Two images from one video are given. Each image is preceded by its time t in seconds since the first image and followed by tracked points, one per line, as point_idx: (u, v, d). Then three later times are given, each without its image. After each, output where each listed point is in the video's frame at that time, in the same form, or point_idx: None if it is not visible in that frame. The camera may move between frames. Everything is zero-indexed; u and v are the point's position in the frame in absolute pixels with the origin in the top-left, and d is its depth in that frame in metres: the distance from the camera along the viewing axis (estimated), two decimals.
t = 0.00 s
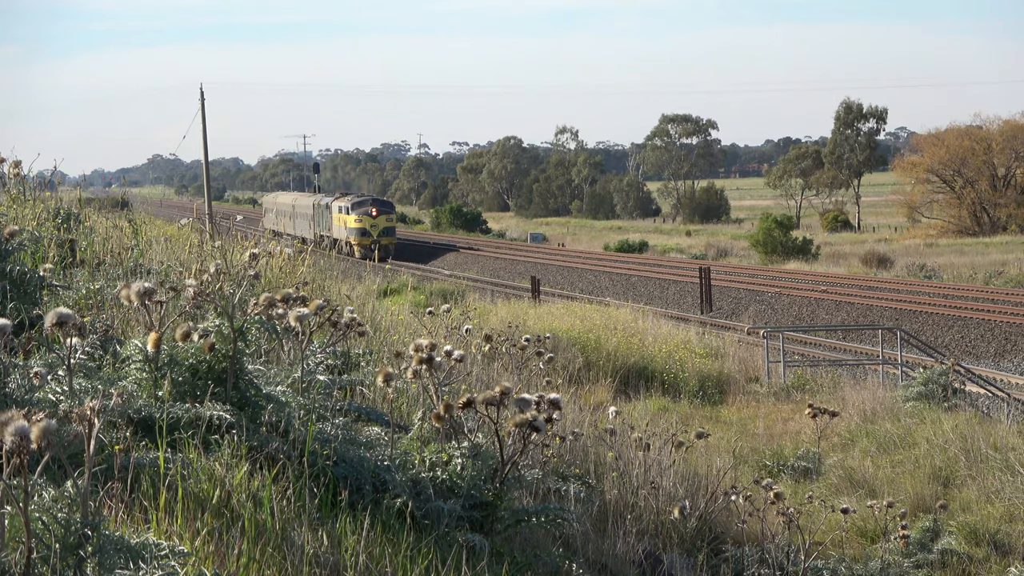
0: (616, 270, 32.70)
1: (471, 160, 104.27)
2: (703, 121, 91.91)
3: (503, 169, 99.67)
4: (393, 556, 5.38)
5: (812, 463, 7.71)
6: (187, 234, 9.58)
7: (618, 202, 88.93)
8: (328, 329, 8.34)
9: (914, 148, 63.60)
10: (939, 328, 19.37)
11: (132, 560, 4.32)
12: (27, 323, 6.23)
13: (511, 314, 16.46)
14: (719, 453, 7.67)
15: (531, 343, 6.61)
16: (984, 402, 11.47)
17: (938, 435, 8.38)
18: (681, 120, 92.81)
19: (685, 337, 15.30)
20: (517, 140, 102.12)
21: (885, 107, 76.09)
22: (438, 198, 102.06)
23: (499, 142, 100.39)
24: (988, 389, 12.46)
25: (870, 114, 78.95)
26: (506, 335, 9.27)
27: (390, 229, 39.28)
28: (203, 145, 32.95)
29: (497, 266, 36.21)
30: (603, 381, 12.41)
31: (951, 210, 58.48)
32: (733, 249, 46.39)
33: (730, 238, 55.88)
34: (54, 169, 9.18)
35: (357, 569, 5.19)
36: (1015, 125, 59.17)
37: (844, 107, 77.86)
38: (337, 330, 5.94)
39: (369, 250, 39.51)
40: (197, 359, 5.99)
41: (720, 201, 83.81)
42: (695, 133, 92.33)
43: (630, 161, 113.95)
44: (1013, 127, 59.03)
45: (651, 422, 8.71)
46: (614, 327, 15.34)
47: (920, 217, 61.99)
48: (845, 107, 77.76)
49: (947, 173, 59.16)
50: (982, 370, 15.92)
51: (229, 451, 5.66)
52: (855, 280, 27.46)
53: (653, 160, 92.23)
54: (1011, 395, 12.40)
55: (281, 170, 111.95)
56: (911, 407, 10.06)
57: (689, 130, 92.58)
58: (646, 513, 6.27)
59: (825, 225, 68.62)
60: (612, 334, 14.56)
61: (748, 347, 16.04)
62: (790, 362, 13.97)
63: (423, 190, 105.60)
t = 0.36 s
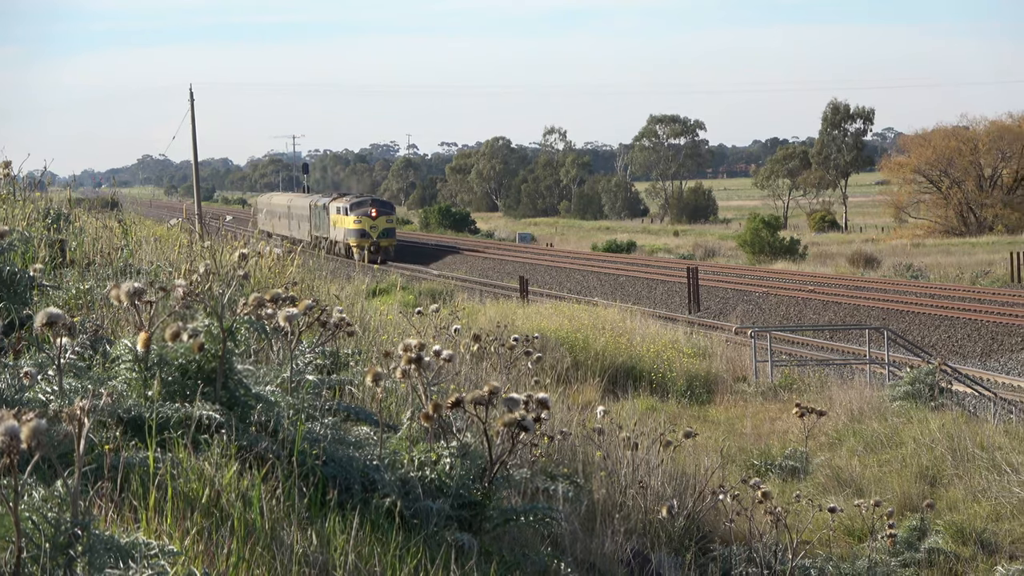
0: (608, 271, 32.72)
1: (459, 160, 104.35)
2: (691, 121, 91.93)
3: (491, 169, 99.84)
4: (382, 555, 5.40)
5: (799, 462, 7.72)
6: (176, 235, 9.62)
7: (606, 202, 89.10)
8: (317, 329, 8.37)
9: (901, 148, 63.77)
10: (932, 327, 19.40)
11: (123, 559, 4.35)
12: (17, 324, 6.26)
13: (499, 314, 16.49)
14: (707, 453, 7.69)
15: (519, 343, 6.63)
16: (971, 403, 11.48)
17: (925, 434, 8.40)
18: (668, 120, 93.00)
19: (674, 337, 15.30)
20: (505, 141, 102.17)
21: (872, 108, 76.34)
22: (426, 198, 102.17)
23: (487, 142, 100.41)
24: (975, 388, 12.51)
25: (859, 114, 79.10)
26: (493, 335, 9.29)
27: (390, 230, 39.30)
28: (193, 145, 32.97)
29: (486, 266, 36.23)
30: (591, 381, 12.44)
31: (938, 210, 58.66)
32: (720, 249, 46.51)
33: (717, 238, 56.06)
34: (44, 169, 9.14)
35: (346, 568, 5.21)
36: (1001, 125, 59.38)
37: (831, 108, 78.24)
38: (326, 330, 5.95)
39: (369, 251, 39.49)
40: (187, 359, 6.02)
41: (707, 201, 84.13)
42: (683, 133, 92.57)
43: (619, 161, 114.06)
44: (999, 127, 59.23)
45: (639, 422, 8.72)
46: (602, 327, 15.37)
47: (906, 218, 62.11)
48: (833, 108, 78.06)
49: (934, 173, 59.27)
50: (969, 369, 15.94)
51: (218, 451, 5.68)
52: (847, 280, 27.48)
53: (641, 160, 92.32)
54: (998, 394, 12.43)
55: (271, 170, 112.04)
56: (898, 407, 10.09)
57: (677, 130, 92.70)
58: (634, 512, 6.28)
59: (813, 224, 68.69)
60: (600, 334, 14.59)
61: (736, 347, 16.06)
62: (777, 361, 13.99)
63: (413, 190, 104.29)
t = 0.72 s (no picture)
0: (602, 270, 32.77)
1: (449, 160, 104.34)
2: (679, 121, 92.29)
3: (481, 170, 99.91)
4: (372, 553, 5.45)
5: (787, 460, 7.76)
6: (168, 235, 9.63)
7: (595, 203, 89.21)
8: (308, 328, 8.41)
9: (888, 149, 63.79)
10: (925, 325, 19.45)
11: (114, 557, 4.40)
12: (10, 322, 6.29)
13: (489, 314, 16.55)
14: (696, 451, 7.72)
15: (508, 342, 6.66)
16: (957, 402, 11.53)
17: (912, 433, 8.44)
18: (656, 121, 93.27)
19: (662, 337, 15.33)
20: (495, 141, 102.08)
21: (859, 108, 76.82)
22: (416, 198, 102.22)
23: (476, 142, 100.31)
24: (961, 387, 12.57)
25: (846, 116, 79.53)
26: (481, 334, 9.34)
27: (391, 231, 39.21)
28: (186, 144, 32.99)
29: (476, 265, 36.27)
30: (580, 380, 12.50)
31: (925, 211, 58.77)
32: (709, 249, 46.61)
33: (705, 238, 56.17)
34: (37, 168, 9.15)
35: (336, 566, 5.25)
36: (988, 126, 59.52)
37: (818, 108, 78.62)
38: (317, 329, 5.98)
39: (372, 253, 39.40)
40: (178, 358, 6.06)
41: (696, 202, 84.31)
42: (672, 134, 92.77)
43: (608, 161, 114.26)
44: (986, 128, 59.36)
45: (628, 421, 8.75)
46: (591, 326, 15.42)
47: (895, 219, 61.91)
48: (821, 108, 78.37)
49: (920, 174, 59.31)
50: (955, 369, 15.98)
51: (209, 449, 5.72)
52: (839, 280, 27.54)
53: (630, 160, 92.45)
54: (984, 394, 12.47)
55: (262, 170, 112.05)
56: (886, 406, 10.13)
57: (665, 130, 93.27)
58: (623, 510, 6.31)
59: (800, 225, 68.77)
60: (589, 333, 14.63)
61: (725, 347, 16.10)
62: (765, 360, 14.04)
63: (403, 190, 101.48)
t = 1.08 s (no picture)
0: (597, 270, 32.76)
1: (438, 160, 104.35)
2: (668, 121, 92.51)
3: (470, 170, 99.92)
4: (362, 553, 5.46)
5: (776, 460, 7.78)
6: (158, 234, 9.61)
7: (585, 203, 89.34)
8: (297, 328, 8.42)
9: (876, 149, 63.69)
10: (918, 325, 19.47)
11: (104, 557, 4.41)
12: None
13: (478, 313, 16.57)
14: (685, 451, 7.73)
15: (498, 342, 6.67)
16: (945, 401, 11.53)
17: (900, 432, 8.46)
18: (646, 121, 93.37)
19: (651, 337, 15.34)
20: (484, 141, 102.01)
21: (848, 109, 76.98)
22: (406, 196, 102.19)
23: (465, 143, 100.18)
24: (949, 387, 12.58)
25: (833, 117, 79.80)
26: (470, 333, 9.36)
27: (393, 232, 39.02)
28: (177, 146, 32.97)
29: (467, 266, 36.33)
30: (569, 379, 12.53)
31: (913, 211, 58.78)
32: (697, 248, 46.63)
33: (694, 238, 56.25)
34: (27, 169, 9.11)
35: (325, 566, 5.25)
36: (976, 126, 59.61)
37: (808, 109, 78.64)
38: (307, 329, 5.98)
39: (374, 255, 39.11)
40: (168, 358, 6.07)
41: (685, 202, 84.43)
42: (661, 134, 92.95)
43: (598, 162, 114.36)
44: (974, 128, 59.46)
45: (616, 421, 8.73)
46: (581, 326, 15.43)
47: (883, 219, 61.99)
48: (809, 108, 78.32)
49: (909, 174, 59.12)
50: (944, 369, 15.97)
51: (199, 449, 5.72)
52: (832, 280, 27.57)
53: (619, 161, 92.58)
54: (972, 393, 12.47)
55: (252, 171, 112.07)
56: (874, 405, 10.14)
57: (655, 130, 93.45)
58: (612, 510, 6.33)
59: (789, 225, 68.64)
60: (579, 333, 14.63)
61: (714, 347, 16.09)
62: (754, 360, 14.05)
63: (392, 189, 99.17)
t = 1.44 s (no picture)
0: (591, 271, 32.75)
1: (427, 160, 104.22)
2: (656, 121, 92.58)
3: (458, 170, 99.78)
4: (350, 553, 5.46)
5: (764, 460, 7.78)
6: (146, 234, 9.60)
7: (573, 203, 89.40)
8: (286, 328, 8.43)
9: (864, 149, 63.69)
10: (910, 324, 19.51)
11: (92, 556, 4.42)
12: None
13: (467, 313, 16.59)
14: (673, 451, 7.73)
15: (486, 342, 6.67)
16: (933, 401, 11.54)
17: (889, 432, 8.46)
18: (635, 121, 93.44)
19: (640, 336, 15.36)
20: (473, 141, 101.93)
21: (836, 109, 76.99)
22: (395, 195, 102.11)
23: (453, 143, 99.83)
24: (937, 387, 12.60)
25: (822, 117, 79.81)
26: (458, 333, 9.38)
27: (395, 233, 38.54)
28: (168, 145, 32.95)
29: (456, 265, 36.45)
30: (558, 378, 12.55)
31: (902, 211, 58.76)
32: (686, 248, 46.66)
33: (683, 238, 56.30)
34: (15, 168, 9.06)
35: (313, 566, 5.25)
36: (964, 126, 59.66)
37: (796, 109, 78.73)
38: (295, 329, 5.98)
39: (375, 257, 38.64)
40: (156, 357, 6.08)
41: (673, 202, 84.44)
42: (649, 133, 93.04)
43: (587, 161, 114.43)
44: (962, 128, 59.49)
45: (605, 422, 8.72)
46: (569, 326, 15.44)
47: (871, 219, 62.01)
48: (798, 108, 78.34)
49: (897, 174, 59.12)
50: (933, 369, 15.97)
51: (187, 448, 5.72)
52: (825, 280, 27.59)
53: (608, 160, 92.64)
54: (960, 393, 12.45)
55: (241, 171, 112.12)
56: (862, 405, 10.14)
57: (643, 130, 93.54)
58: (600, 510, 6.33)
59: (777, 225, 68.60)
60: (567, 333, 14.63)
61: (703, 347, 16.10)
62: (742, 360, 14.07)
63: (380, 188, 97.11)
